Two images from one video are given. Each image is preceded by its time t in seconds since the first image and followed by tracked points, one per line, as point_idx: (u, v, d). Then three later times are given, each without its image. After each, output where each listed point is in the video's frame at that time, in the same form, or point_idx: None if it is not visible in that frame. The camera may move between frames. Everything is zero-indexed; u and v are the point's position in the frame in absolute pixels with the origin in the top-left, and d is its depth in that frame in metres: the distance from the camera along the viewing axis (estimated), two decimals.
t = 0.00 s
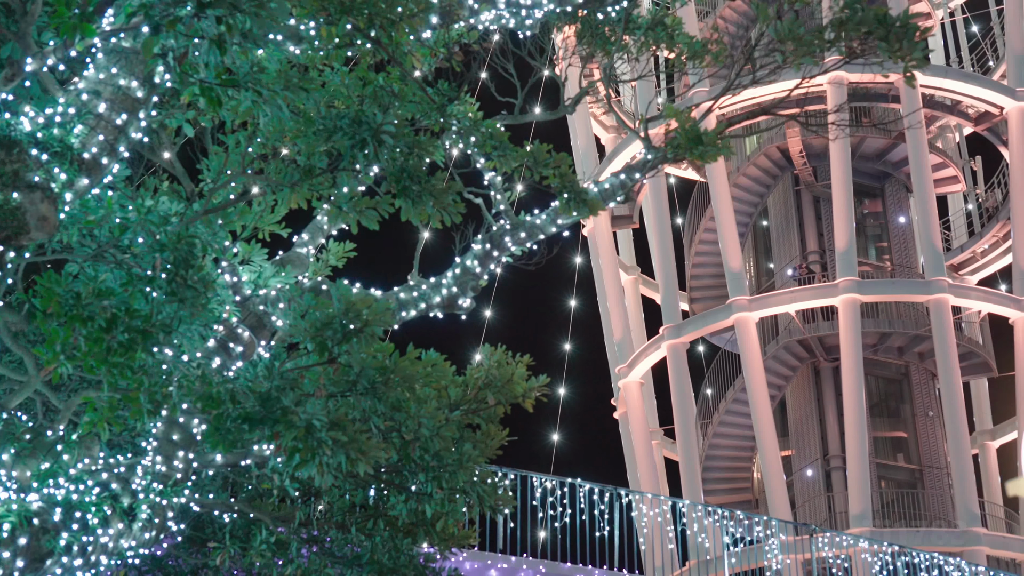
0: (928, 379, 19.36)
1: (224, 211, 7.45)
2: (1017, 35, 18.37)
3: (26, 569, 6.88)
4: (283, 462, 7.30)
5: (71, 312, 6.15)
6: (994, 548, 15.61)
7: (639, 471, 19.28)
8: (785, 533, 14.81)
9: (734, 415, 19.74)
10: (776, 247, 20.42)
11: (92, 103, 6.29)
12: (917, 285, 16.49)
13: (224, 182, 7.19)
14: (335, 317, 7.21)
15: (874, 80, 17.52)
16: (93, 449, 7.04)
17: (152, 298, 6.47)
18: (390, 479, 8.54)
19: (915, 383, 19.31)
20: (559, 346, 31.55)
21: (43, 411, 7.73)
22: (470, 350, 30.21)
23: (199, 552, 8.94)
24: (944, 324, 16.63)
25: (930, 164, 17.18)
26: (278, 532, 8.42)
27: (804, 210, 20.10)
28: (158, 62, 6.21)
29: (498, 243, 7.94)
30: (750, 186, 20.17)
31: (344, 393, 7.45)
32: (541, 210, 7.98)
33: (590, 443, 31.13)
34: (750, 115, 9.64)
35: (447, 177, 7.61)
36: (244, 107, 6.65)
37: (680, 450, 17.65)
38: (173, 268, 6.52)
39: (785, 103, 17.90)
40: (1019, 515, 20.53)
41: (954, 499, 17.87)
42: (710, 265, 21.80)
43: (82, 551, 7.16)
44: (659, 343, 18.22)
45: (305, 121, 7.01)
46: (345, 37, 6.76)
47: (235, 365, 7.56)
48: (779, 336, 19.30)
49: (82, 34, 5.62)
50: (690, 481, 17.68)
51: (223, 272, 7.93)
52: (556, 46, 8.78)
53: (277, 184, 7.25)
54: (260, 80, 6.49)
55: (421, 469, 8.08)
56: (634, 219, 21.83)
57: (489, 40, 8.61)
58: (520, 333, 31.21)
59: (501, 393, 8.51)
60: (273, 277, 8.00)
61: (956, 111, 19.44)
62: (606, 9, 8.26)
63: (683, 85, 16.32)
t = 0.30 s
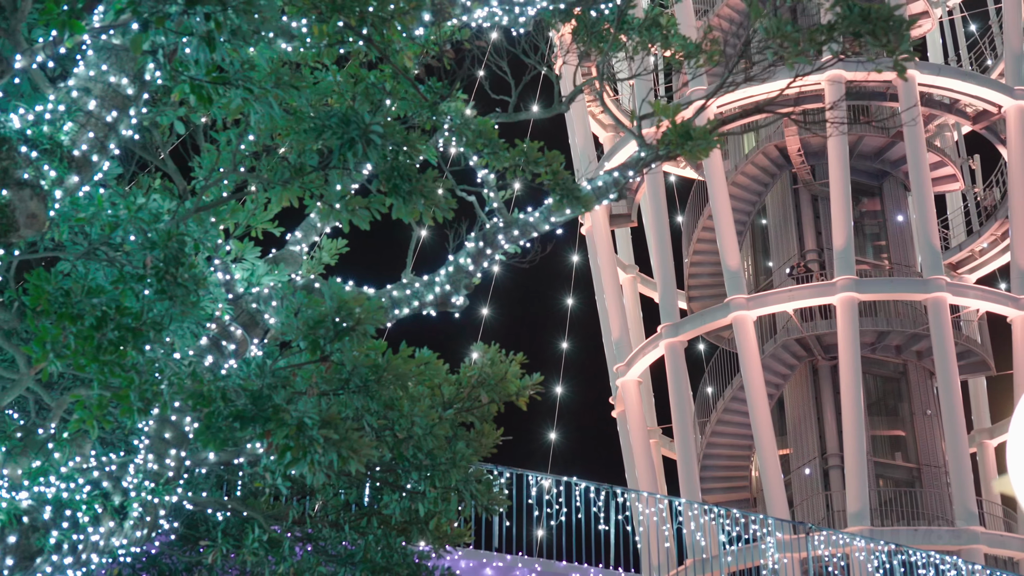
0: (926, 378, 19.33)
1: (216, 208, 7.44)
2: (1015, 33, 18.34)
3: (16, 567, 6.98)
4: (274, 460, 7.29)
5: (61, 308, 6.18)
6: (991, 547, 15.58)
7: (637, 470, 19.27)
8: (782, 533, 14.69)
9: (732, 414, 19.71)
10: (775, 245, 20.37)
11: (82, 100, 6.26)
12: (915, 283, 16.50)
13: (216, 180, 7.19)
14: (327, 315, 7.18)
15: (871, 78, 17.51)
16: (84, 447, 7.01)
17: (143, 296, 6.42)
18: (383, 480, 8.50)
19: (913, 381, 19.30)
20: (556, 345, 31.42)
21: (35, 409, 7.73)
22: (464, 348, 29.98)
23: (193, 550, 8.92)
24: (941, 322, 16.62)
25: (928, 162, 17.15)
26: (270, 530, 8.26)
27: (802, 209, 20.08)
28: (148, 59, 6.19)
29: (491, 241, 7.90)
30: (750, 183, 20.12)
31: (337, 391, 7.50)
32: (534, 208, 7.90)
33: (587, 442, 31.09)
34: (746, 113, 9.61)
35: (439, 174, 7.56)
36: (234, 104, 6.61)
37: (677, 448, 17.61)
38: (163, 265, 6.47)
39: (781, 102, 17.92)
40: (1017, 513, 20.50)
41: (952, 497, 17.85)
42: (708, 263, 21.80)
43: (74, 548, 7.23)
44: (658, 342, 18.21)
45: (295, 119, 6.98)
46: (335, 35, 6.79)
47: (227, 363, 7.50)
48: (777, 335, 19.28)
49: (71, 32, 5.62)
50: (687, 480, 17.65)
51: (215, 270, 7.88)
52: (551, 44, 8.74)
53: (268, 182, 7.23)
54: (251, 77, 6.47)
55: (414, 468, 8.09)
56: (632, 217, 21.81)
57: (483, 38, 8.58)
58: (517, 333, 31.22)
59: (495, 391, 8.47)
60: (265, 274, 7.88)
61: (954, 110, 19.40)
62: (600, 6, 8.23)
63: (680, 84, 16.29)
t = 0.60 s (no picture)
0: (924, 376, 19.28)
1: (209, 206, 7.41)
2: (1012, 31, 18.33)
3: (6, 565, 7.03)
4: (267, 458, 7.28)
5: (51, 307, 6.12)
6: (989, 545, 15.55)
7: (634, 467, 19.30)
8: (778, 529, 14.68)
9: (729, 412, 19.65)
10: (773, 243, 20.29)
11: (73, 97, 6.26)
12: (912, 281, 16.50)
13: (209, 176, 7.17)
14: (320, 313, 7.18)
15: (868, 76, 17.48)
16: (76, 445, 7.04)
17: (134, 293, 6.44)
18: (375, 477, 8.54)
19: (912, 379, 19.26)
20: (553, 342, 31.62)
21: (27, 406, 7.73)
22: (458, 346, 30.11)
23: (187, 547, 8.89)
24: (939, 320, 16.59)
25: (926, 160, 17.13)
26: (263, 528, 8.26)
27: (800, 206, 20.02)
28: (138, 56, 6.18)
29: (485, 238, 7.88)
30: (747, 182, 20.23)
31: (329, 389, 7.49)
32: (528, 205, 7.84)
33: (585, 440, 31.08)
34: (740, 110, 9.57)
35: (431, 171, 7.59)
36: (225, 102, 6.60)
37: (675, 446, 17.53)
38: (154, 263, 6.47)
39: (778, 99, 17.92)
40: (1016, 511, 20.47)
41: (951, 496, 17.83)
42: (706, 261, 21.82)
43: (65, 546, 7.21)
44: (655, 339, 18.19)
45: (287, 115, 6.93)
46: (327, 34, 6.78)
47: (220, 362, 7.51)
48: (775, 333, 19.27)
49: (61, 28, 5.57)
50: (685, 478, 17.55)
51: (208, 268, 7.87)
52: (546, 41, 8.71)
53: (259, 180, 7.24)
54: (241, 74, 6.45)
55: (409, 465, 8.12)
56: (630, 215, 21.80)
57: (477, 35, 8.57)
58: (515, 331, 31.22)
59: (489, 389, 8.49)
60: (258, 272, 7.97)
61: (953, 108, 19.36)
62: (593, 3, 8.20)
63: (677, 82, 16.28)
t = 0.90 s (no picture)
0: (922, 375, 19.31)
1: (202, 204, 7.39)
2: (1011, 31, 18.31)
3: None
4: (260, 458, 7.26)
5: (41, 305, 6.13)
6: (987, 544, 15.52)
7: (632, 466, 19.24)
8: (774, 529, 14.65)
9: (728, 410, 19.66)
10: (771, 242, 20.25)
11: (63, 95, 6.23)
12: (911, 280, 16.46)
13: (202, 175, 7.16)
14: (312, 311, 7.15)
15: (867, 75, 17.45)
16: (68, 444, 7.14)
17: (125, 292, 6.40)
18: (368, 476, 8.54)
19: (909, 379, 19.28)
20: (551, 340, 31.57)
21: (20, 405, 7.72)
22: (452, 346, 30.09)
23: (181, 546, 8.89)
24: (938, 319, 16.56)
25: (925, 159, 17.09)
26: (256, 528, 8.25)
27: (799, 205, 19.95)
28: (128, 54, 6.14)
29: (478, 237, 7.85)
30: (745, 180, 20.47)
31: (322, 388, 7.49)
32: (522, 204, 7.79)
33: (583, 439, 31.06)
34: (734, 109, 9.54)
35: (425, 170, 7.59)
36: (216, 99, 6.57)
37: (673, 446, 17.49)
38: (146, 262, 6.44)
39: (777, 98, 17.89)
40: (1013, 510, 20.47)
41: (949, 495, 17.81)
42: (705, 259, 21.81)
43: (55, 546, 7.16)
44: (653, 338, 18.18)
45: (279, 113, 6.88)
46: (320, 30, 6.76)
47: (213, 361, 7.63)
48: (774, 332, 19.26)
49: (50, 26, 5.54)
50: (683, 478, 17.51)
51: (201, 266, 7.80)
52: (540, 38, 8.69)
53: (252, 178, 7.07)
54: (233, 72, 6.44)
55: (401, 465, 8.06)
56: (628, 214, 21.78)
57: (471, 33, 8.54)
58: (511, 331, 31.23)
59: (482, 388, 8.47)
60: (252, 271, 7.87)
61: (951, 107, 19.34)
62: (586, 1, 8.19)
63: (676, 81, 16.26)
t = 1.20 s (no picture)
0: (920, 375, 19.27)
1: (194, 203, 7.39)
2: (1009, 31, 18.31)
3: None
4: (252, 458, 7.23)
5: (29, 306, 6.12)
6: (985, 544, 15.51)
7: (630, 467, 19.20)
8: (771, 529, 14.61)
9: (727, 410, 19.64)
10: (769, 242, 20.21)
11: (53, 94, 6.22)
12: (909, 280, 16.44)
13: (193, 174, 7.15)
14: (303, 310, 7.14)
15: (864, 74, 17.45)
16: (58, 444, 7.13)
17: (115, 292, 6.38)
18: (366, 477, 8.42)
19: (907, 378, 19.24)
20: (548, 339, 31.52)
21: (12, 404, 7.71)
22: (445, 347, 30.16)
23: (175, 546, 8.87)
24: (935, 319, 16.55)
25: (922, 158, 17.08)
26: (248, 527, 8.27)
27: (797, 206, 19.93)
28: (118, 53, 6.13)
29: (471, 237, 7.83)
30: (744, 182, 20.42)
31: (314, 388, 7.45)
32: (515, 203, 7.78)
33: (582, 439, 31.06)
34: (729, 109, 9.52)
35: (417, 169, 7.52)
36: (206, 99, 6.54)
37: (671, 446, 17.47)
38: (135, 261, 6.43)
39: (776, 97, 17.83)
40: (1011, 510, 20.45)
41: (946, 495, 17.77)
42: (703, 259, 21.79)
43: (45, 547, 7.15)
44: (651, 338, 18.15)
45: (270, 112, 6.86)
46: (311, 29, 6.74)
47: (205, 360, 7.46)
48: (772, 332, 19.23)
49: (38, 24, 5.51)
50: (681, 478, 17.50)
51: (193, 266, 7.82)
52: (533, 38, 8.70)
53: (244, 178, 7.20)
54: (223, 70, 6.38)
55: (394, 465, 8.15)
56: (626, 214, 21.75)
57: (465, 32, 8.53)
58: (510, 332, 31.33)
59: (475, 388, 8.45)
60: (244, 270, 7.91)
61: (949, 106, 19.32)
62: (579, 0, 8.18)
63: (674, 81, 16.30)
